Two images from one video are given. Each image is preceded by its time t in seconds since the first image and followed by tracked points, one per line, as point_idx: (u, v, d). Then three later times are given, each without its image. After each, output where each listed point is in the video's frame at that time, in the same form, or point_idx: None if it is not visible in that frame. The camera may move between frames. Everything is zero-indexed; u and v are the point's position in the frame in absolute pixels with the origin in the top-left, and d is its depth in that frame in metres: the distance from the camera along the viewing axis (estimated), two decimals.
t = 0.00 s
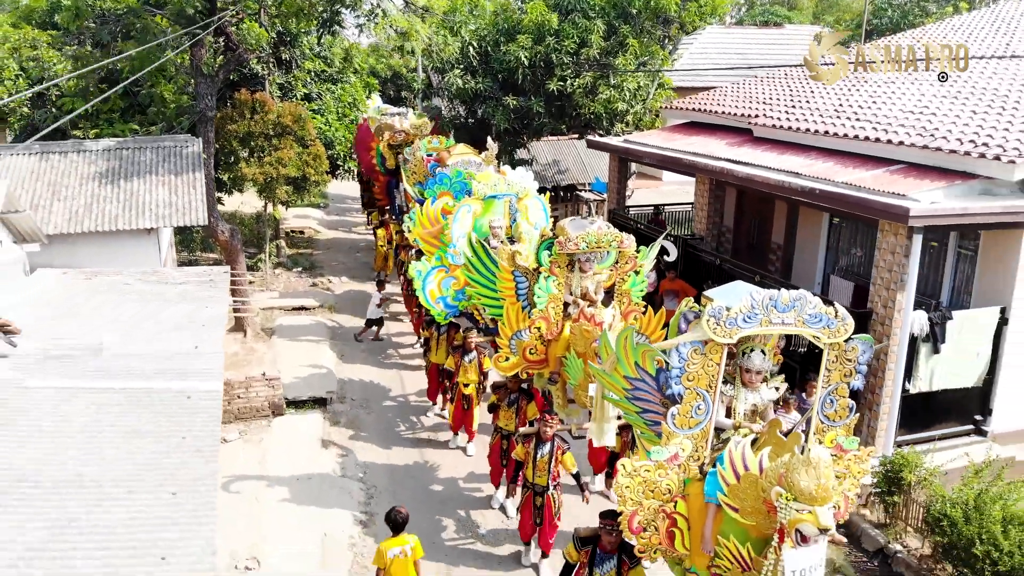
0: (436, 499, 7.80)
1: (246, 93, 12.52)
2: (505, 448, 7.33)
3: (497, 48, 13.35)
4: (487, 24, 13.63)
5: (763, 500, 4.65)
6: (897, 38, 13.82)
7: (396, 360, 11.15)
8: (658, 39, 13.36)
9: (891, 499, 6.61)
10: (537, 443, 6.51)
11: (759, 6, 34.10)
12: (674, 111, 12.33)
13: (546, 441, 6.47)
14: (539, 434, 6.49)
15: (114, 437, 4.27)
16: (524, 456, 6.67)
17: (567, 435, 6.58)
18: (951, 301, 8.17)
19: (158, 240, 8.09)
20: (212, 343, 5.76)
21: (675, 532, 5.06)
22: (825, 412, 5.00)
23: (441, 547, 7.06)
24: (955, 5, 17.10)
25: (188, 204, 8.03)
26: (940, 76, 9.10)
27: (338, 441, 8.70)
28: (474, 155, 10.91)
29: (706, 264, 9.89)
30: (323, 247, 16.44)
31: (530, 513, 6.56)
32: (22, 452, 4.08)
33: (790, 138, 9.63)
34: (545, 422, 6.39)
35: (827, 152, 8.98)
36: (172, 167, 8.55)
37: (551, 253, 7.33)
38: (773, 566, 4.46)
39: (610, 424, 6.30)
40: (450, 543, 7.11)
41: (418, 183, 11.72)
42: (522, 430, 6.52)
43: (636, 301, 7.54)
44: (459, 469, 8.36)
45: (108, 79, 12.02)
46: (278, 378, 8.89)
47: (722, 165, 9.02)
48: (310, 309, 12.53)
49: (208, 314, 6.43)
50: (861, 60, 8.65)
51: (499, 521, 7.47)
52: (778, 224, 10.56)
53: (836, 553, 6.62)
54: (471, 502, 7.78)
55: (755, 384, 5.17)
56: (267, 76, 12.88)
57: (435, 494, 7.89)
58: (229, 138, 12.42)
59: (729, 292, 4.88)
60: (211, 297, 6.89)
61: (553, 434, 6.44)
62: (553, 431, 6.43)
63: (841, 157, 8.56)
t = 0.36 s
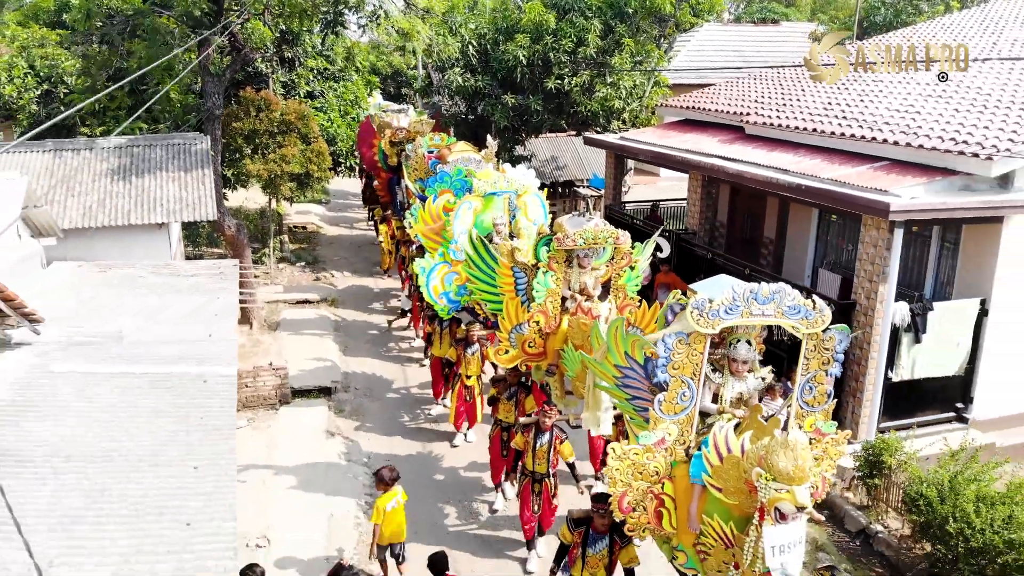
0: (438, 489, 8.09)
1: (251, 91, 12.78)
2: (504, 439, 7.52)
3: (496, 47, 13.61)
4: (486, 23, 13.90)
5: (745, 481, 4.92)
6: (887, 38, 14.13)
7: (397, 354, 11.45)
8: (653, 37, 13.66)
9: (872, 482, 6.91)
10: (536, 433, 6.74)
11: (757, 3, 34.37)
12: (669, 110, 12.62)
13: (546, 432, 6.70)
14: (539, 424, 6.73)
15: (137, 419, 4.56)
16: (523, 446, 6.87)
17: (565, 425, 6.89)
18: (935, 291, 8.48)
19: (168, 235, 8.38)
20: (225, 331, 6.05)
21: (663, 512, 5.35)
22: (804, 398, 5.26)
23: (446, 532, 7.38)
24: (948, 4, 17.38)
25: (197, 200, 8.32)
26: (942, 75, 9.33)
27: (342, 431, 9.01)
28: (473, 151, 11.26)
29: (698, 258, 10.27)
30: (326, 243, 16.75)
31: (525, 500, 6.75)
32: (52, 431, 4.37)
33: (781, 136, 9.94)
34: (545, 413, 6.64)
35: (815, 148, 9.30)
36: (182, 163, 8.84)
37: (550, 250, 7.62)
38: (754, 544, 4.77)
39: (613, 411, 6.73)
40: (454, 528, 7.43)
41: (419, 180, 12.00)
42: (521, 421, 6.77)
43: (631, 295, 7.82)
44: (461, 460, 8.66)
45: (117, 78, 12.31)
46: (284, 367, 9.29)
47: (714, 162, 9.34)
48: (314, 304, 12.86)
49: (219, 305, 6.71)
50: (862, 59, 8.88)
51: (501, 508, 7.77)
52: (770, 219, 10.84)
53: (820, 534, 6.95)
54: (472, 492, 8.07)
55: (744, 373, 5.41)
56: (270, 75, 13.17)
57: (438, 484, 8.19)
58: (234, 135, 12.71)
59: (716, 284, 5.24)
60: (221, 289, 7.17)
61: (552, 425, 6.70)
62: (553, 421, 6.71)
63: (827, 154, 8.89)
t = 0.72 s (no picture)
0: (439, 478, 8.40)
1: (256, 90, 13.06)
2: (501, 431, 7.88)
3: (496, 46, 13.89)
4: (486, 22, 14.16)
5: (725, 463, 5.24)
6: (879, 37, 14.45)
7: (399, 347, 11.76)
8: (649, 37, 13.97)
9: (857, 466, 7.23)
10: (535, 423, 7.07)
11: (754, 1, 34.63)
12: (666, 107, 12.94)
13: (543, 422, 7.01)
14: (536, 415, 7.06)
15: (161, 401, 4.86)
16: (520, 437, 7.27)
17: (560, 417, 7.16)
18: (920, 282, 8.75)
19: (181, 227, 8.74)
20: (239, 321, 6.36)
21: (649, 493, 5.68)
22: (783, 387, 5.61)
23: (447, 518, 7.70)
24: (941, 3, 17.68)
25: (208, 196, 8.64)
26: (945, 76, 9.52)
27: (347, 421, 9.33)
28: (470, 150, 11.61)
29: (691, 252, 10.65)
30: (329, 239, 17.06)
31: (524, 489, 7.09)
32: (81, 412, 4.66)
33: (773, 133, 10.24)
34: (542, 404, 6.96)
35: (803, 146, 9.63)
36: (193, 161, 9.16)
37: (546, 247, 7.84)
38: (734, 522, 5.04)
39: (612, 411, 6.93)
40: (455, 515, 7.75)
41: (418, 178, 12.29)
42: (520, 411, 7.11)
43: (623, 290, 8.22)
44: (461, 450, 8.98)
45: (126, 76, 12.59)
46: (292, 357, 9.64)
47: (707, 159, 9.63)
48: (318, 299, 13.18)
49: (232, 296, 7.02)
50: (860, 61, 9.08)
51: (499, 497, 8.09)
52: (763, 214, 11.17)
53: (805, 514, 7.27)
54: (472, 481, 8.38)
55: (728, 364, 5.75)
56: (275, 73, 13.46)
57: (439, 472, 8.50)
58: (240, 132, 13.00)
59: (701, 277, 5.47)
60: (233, 281, 7.47)
61: (549, 415, 7.02)
62: (549, 412, 7.03)
63: (815, 151, 9.23)
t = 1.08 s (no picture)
0: (441, 469, 8.71)
1: (260, 90, 13.29)
2: (501, 422, 8.22)
3: (496, 46, 14.18)
4: (486, 22, 14.43)
5: (711, 446, 5.53)
6: (871, 38, 14.76)
7: (402, 342, 12.08)
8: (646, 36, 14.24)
9: (842, 451, 7.54)
10: (534, 415, 7.38)
11: None
12: (662, 106, 13.26)
13: (543, 413, 7.34)
14: (535, 407, 7.35)
15: (182, 386, 5.15)
16: (521, 427, 7.58)
17: (560, 409, 7.49)
18: (906, 276, 9.08)
19: (192, 226, 9.02)
20: (252, 314, 6.66)
21: (640, 476, 5.97)
22: (767, 374, 5.95)
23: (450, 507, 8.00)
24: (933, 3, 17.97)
25: (219, 193, 8.98)
26: (941, 75, 9.74)
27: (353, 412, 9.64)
28: (472, 149, 11.93)
29: (686, 248, 10.97)
30: (333, 235, 17.38)
31: (526, 477, 7.46)
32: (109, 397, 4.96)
33: (766, 133, 10.54)
34: (541, 397, 7.24)
35: (793, 145, 9.97)
36: (204, 159, 9.50)
37: (544, 244, 8.20)
38: (721, 501, 5.34)
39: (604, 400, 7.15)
40: (456, 504, 8.05)
41: (421, 177, 12.58)
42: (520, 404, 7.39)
43: (620, 288, 8.61)
44: (463, 442, 9.28)
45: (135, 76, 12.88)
46: (299, 350, 9.97)
47: (701, 157, 9.95)
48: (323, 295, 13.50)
49: (243, 290, 7.31)
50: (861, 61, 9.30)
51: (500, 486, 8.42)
52: (757, 210, 11.46)
53: (793, 497, 7.61)
54: (473, 472, 8.67)
55: (712, 353, 6.10)
56: (280, 73, 13.76)
57: (441, 463, 8.81)
58: (246, 131, 13.30)
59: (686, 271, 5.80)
60: (244, 276, 7.77)
61: (548, 407, 7.31)
62: (548, 404, 7.32)
63: (804, 150, 9.57)
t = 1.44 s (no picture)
0: (446, 460, 9.04)
1: (265, 90, 13.52)
2: (506, 416, 8.50)
3: (497, 47, 14.50)
4: (487, 24, 14.75)
5: (705, 437, 5.83)
6: (864, 39, 15.07)
7: (405, 338, 12.41)
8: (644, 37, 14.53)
9: (830, 439, 7.88)
10: (537, 409, 7.63)
11: None
12: (659, 107, 13.56)
13: (546, 408, 7.59)
14: (538, 401, 7.60)
15: (202, 373, 5.47)
16: (525, 422, 7.79)
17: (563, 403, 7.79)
18: (893, 270, 9.41)
19: (203, 223, 9.33)
20: (264, 306, 6.98)
21: (639, 466, 6.27)
22: (759, 369, 6.26)
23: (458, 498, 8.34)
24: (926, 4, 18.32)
25: (230, 192, 9.33)
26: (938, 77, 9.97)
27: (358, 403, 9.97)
28: (474, 149, 12.25)
29: (681, 245, 11.31)
30: (335, 233, 17.70)
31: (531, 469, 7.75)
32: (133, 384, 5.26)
33: (760, 133, 10.85)
34: (544, 393, 7.49)
35: (786, 144, 10.31)
36: (215, 158, 9.86)
37: (547, 245, 8.53)
38: (715, 489, 5.65)
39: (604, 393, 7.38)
40: (463, 495, 8.39)
41: (424, 176, 12.91)
42: (523, 399, 7.66)
43: (622, 287, 8.88)
44: (466, 436, 9.60)
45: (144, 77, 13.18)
46: (306, 343, 10.31)
47: (697, 157, 10.26)
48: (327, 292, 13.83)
49: (255, 284, 7.63)
50: (861, 62, 9.53)
51: (506, 477, 8.75)
52: (750, 207, 11.75)
53: (782, 483, 7.92)
54: (477, 463, 9.00)
55: (704, 347, 6.35)
56: (285, 73, 14.08)
57: (445, 455, 9.14)
58: (253, 131, 13.62)
59: (683, 271, 6.12)
60: (255, 271, 8.07)
61: (551, 402, 7.58)
62: (551, 399, 7.58)
63: (797, 150, 9.88)
